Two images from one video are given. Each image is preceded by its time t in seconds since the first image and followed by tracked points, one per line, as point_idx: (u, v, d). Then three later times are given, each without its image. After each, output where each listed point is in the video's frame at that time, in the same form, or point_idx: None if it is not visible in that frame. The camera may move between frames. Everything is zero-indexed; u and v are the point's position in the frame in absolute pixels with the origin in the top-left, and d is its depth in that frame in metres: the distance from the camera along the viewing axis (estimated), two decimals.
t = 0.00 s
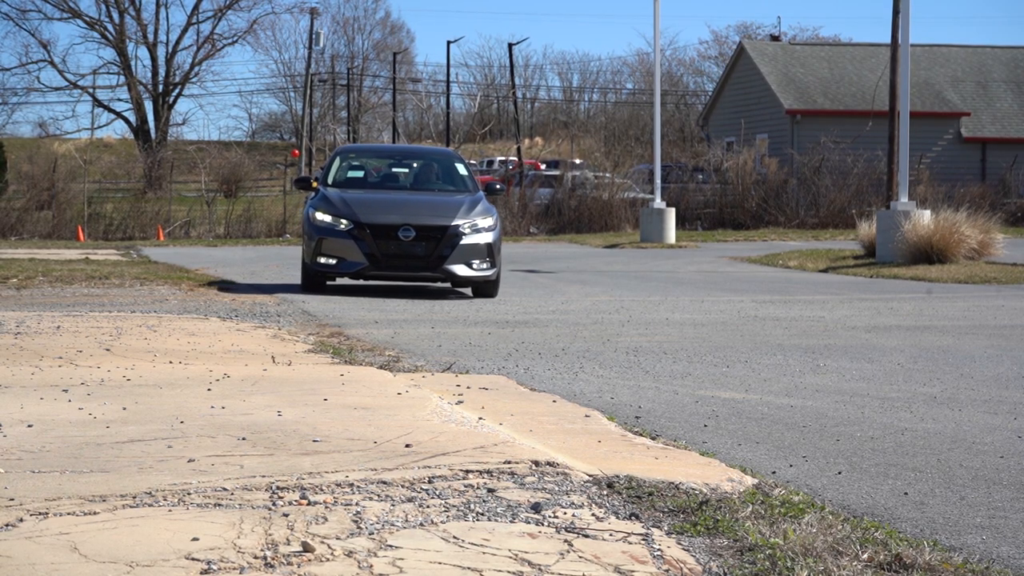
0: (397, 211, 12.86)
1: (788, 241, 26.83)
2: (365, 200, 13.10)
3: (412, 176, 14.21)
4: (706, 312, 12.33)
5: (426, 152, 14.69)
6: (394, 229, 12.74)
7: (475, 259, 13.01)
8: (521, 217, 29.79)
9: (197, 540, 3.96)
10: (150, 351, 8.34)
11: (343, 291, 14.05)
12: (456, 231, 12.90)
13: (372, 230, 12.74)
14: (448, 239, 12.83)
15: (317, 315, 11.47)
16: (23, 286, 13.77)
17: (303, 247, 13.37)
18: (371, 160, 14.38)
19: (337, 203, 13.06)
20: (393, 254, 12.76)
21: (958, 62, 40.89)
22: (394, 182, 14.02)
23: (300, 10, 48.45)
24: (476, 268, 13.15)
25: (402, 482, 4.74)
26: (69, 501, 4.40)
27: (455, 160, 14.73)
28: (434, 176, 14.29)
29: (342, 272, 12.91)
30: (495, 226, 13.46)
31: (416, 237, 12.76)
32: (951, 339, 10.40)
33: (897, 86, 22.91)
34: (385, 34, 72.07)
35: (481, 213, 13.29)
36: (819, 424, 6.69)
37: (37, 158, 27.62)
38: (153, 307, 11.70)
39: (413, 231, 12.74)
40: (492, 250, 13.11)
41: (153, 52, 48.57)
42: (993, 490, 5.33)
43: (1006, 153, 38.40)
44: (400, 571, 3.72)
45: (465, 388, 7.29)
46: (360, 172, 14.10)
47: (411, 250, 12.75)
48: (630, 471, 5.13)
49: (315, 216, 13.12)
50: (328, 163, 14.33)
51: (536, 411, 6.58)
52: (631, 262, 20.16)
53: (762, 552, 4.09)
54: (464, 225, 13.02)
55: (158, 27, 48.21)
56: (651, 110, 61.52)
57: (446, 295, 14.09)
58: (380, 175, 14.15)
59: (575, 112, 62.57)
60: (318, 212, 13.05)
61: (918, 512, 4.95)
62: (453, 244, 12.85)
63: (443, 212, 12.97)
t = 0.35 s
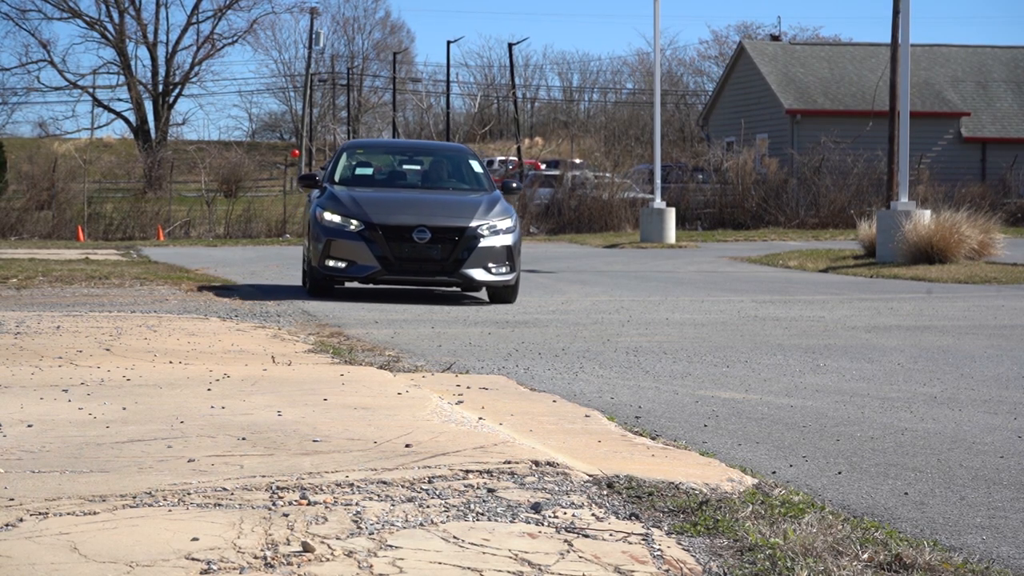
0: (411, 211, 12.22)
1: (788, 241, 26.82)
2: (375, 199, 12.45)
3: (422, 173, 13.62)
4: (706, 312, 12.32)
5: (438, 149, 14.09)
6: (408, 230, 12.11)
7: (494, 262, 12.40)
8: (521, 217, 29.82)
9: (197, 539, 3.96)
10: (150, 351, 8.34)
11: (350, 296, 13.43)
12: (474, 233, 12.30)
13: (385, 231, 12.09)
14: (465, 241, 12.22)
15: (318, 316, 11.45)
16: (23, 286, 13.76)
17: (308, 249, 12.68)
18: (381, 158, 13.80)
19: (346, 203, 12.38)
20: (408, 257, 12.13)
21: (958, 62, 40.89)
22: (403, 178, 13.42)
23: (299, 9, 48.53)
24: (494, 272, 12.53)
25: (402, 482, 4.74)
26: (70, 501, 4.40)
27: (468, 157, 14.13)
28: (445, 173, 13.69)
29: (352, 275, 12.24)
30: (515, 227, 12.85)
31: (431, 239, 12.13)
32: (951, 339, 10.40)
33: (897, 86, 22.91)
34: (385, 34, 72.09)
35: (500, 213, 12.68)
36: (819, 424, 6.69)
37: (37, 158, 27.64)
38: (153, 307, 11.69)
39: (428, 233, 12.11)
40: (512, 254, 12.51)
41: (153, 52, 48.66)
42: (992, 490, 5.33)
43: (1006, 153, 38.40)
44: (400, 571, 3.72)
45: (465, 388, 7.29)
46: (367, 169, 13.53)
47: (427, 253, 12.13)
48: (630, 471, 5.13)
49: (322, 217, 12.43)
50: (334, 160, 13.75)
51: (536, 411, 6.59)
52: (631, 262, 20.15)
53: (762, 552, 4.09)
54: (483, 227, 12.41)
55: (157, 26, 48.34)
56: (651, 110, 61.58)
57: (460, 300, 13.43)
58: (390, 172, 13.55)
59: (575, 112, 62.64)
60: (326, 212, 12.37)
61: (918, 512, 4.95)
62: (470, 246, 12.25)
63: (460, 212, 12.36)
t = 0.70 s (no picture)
0: (430, 212, 11.55)
1: (788, 241, 26.82)
2: (392, 198, 11.78)
3: (436, 170, 13.01)
4: (706, 312, 12.32)
5: (454, 145, 13.49)
6: (428, 232, 11.44)
7: (519, 268, 11.75)
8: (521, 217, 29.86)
9: (197, 540, 3.96)
10: (150, 351, 8.34)
11: (364, 301, 12.81)
12: (498, 236, 11.64)
13: (403, 232, 11.42)
14: (488, 246, 11.57)
15: (318, 316, 11.44)
16: (23, 286, 13.76)
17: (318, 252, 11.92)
18: (394, 154, 13.16)
19: (361, 203, 11.68)
20: (427, 262, 11.47)
21: (958, 62, 40.88)
22: (418, 177, 12.81)
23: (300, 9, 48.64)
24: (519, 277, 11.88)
25: (402, 482, 4.74)
26: (70, 501, 4.40)
27: (487, 154, 13.51)
28: (461, 170, 13.07)
29: (366, 280, 11.50)
30: (540, 229, 12.19)
31: (452, 242, 11.48)
32: (951, 339, 10.40)
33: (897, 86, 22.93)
34: (385, 34, 72.02)
35: (524, 214, 12.04)
36: (819, 423, 6.69)
37: (37, 158, 27.64)
38: (153, 308, 11.68)
39: (449, 235, 11.46)
40: (537, 258, 11.85)
41: (153, 52, 48.72)
42: (993, 489, 5.33)
43: (1006, 153, 38.41)
44: (400, 571, 3.72)
45: (465, 388, 7.29)
46: (379, 166, 12.94)
47: (447, 257, 11.48)
48: (630, 471, 5.13)
49: (335, 217, 11.70)
50: (345, 155, 13.16)
51: (536, 410, 6.59)
52: (631, 262, 20.15)
53: (763, 552, 4.09)
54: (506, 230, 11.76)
55: (157, 26, 48.39)
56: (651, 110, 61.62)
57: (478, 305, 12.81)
58: (404, 169, 12.92)
59: (575, 112, 62.66)
60: (339, 213, 11.64)
61: (918, 512, 4.95)
62: (494, 250, 11.60)
63: (482, 213, 11.71)
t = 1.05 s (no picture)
0: (452, 213, 10.90)
1: (788, 241, 26.81)
2: (412, 199, 11.14)
3: (455, 168, 12.40)
4: (706, 312, 12.32)
5: (473, 142, 12.85)
6: (452, 235, 10.80)
7: (549, 273, 11.13)
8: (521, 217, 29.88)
9: (197, 539, 3.96)
10: (150, 351, 8.34)
11: (382, 306, 12.24)
12: (527, 239, 10.99)
13: (425, 236, 10.78)
14: (517, 249, 10.93)
15: (317, 316, 11.43)
16: (23, 286, 13.75)
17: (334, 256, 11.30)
18: (409, 150, 12.55)
19: (379, 204, 11.06)
20: (451, 267, 10.84)
21: (958, 62, 40.87)
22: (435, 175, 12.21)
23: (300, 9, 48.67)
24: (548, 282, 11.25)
25: (402, 482, 4.74)
26: (70, 501, 4.40)
27: (508, 151, 12.86)
28: (480, 169, 12.44)
29: (386, 287, 10.89)
30: (569, 230, 11.56)
31: (478, 245, 10.83)
32: (950, 339, 10.40)
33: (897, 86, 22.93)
34: (385, 34, 71.93)
35: (552, 215, 11.39)
36: (819, 423, 6.69)
37: (37, 158, 27.63)
38: (154, 308, 11.68)
39: (475, 238, 10.82)
40: (568, 261, 11.22)
41: (153, 52, 48.75)
42: (993, 489, 5.33)
43: (1006, 153, 38.40)
44: (400, 571, 3.72)
45: (465, 388, 7.29)
46: (394, 163, 12.34)
47: (473, 262, 10.85)
48: (630, 471, 5.13)
49: (351, 219, 11.08)
50: (358, 152, 12.56)
51: (537, 411, 6.59)
52: (631, 262, 20.15)
53: (763, 552, 4.09)
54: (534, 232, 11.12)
55: (157, 26, 48.42)
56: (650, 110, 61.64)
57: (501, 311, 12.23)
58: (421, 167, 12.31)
59: (575, 112, 62.67)
60: (356, 214, 11.03)
61: (918, 512, 4.95)
62: (522, 254, 10.96)
63: (509, 214, 11.05)
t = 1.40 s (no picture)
0: (481, 213, 10.09)
1: (788, 241, 26.81)
2: (437, 199, 10.32)
3: (478, 164, 11.59)
4: (707, 313, 12.31)
5: (497, 137, 12.03)
6: (483, 238, 9.98)
7: (585, 279, 10.35)
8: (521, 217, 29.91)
9: (197, 539, 3.96)
10: (150, 351, 8.33)
11: (400, 314, 11.47)
12: (563, 242, 10.19)
13: (453, 238, 9.95)
14: (552, 254, 10.15)
15: (317, 316, 11.44)
16: (23, 286, 13.74)
17: (353, 260, 10.47)
18: (429, 147, 11.75)
19: (401, 204, 10.24)
20: (481, 273, 10.02)
21: (959, 62, 40.85)
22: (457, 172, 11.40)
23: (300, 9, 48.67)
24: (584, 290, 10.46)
25: (402, 482, 4.74)
26: (70, 501, 4.39)
27: (535, 147, 12.03)
28: (506, 166, 11.63)
29: (410, 294, 10.05)
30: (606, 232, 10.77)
31: (509, 249, 10.03)
32: (951, 339, 10.40)
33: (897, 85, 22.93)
34: (385, 34, 71.91)
35: (587, 215, 10.58)
36: (818, 424, 6.68)
37: (37, 158, 27.61)
38: (154, 308, 11.68)
39: (506, 241, 10.01)
40: (604, 267, 10.45)
41: (153, 52, 48.77)
42: (993, 490, 5.33)
43: (1006, 153, 38.39)
44: (400, 571, 3.72)
45: (464, 388, 7.28)
46: (412, 160, 11.53)
47: (504, 267, 10.04)
48: (630, 471, 5.13)
49: (372, 220, 10.27)
50: (375, 148, 11.76)
51: (536, 410, 6.58)
52: (631, 262, 20.14)
53: (763, 552, 4.09)
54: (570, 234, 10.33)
55: (156, 26, 48.43)
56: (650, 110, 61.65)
57: (528, 318, 11.47)
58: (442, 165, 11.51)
59: (575, 112, 62.65)
60: (377, 215, 10.23)
61: (918, 512, 4.95)
62: (557, 258, 10.18)
63: (542, 215, 10.24)
